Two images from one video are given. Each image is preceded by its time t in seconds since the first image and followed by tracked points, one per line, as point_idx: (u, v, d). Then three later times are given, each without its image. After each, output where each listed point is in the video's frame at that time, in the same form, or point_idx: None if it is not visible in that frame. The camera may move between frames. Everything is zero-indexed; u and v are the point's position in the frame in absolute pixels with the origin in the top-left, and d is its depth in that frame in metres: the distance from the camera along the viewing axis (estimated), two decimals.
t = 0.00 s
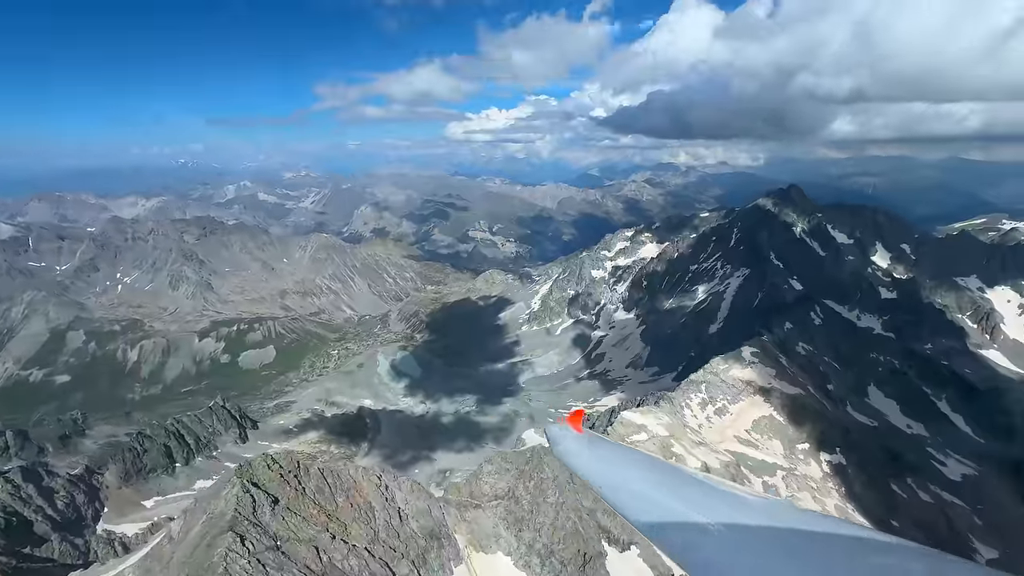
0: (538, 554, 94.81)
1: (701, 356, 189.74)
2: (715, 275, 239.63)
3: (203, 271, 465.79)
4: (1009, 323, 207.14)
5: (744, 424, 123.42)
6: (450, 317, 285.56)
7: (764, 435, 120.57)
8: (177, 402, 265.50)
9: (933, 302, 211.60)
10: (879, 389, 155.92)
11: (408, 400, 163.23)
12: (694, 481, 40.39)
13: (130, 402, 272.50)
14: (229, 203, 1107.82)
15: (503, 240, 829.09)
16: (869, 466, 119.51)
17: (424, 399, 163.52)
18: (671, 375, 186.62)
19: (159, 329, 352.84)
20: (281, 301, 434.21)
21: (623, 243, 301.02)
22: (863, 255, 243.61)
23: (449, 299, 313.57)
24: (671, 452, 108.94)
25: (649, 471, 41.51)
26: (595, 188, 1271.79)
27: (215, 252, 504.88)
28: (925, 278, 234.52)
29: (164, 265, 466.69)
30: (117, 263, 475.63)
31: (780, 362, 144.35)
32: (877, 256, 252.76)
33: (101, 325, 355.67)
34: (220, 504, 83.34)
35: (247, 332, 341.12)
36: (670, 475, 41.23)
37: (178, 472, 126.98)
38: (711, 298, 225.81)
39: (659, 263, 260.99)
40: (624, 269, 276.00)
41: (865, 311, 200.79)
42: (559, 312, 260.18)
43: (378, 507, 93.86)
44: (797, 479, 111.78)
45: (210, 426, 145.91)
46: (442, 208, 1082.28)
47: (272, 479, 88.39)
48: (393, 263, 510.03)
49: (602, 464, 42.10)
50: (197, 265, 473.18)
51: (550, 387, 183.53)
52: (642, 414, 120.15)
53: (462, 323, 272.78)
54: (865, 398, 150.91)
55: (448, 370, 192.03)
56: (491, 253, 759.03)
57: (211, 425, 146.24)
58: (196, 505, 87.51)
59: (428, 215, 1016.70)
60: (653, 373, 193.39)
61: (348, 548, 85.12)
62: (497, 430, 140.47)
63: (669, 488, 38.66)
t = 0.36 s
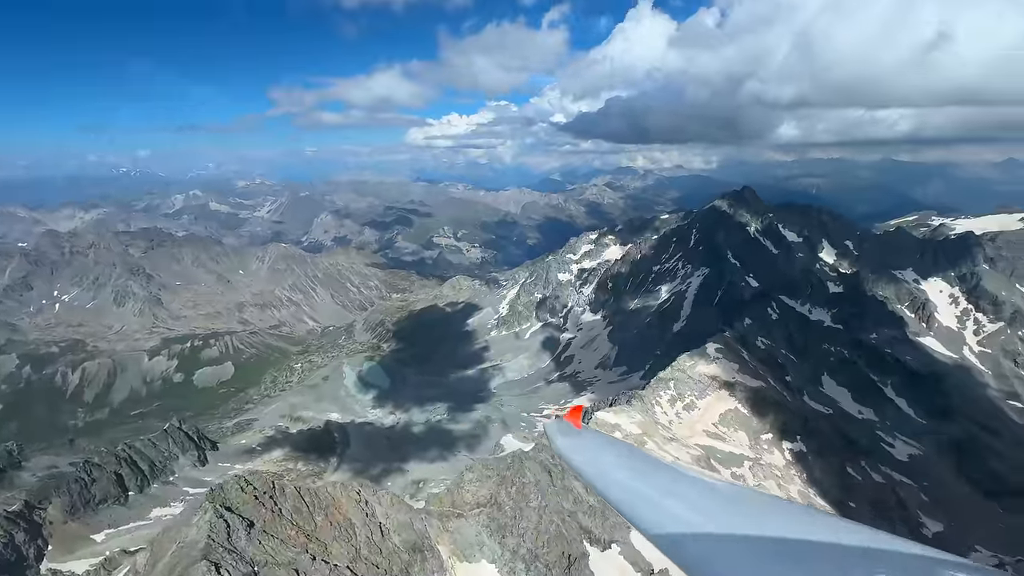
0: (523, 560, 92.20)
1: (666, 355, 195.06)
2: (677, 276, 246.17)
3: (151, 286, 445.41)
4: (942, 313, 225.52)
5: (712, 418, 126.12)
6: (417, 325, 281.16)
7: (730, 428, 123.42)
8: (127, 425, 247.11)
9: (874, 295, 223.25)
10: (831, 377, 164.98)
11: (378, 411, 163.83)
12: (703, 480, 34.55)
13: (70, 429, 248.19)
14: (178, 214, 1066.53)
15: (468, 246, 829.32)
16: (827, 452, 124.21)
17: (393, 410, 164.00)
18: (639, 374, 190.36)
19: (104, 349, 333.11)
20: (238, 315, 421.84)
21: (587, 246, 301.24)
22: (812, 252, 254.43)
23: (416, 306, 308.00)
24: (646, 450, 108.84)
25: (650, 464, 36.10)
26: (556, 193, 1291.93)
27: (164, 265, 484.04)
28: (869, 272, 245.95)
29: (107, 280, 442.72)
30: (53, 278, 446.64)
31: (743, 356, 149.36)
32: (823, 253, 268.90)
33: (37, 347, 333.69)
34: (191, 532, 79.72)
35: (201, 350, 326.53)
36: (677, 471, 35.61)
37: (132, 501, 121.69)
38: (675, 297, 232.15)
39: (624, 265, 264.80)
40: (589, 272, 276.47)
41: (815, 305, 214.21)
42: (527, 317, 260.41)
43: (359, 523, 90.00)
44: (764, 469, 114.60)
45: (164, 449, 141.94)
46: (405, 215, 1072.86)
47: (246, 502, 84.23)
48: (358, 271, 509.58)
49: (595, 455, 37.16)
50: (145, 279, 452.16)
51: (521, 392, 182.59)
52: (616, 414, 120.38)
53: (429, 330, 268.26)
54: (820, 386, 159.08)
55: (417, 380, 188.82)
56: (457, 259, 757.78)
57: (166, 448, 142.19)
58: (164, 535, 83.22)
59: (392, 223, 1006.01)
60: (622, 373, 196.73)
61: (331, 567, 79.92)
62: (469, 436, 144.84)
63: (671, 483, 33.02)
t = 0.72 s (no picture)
0: (512, 567, 90.81)
1: (638, 354, 197.79)
2: (646, 276, 250.25)
3: (100, 303, 425.06)
4: (891, 306, 248.55)
5: (685, 415, 128.30)
6: (388, 333, 276.57)
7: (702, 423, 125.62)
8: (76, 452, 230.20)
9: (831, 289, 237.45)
10: (794, 370, 171.40)
11: (350, 424, 165.31)
12: (694, 489, 33.81)
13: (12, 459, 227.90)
14: (128, 226, 1028.76)
15: (438, 254, 842.64)
16: (793, 442, 127.91)
17: (366, 421, 166.18)
18: (612, 375, 192.31)
19: (48, 372, 313.91)
20: (198, 330, 406.44)
21: (557, 251, 302.93)
22: (772, 251, 263.06)
23: (386, 315, 303.34)
24: (625, 450, 108.86)
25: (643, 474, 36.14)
26: (520, 200, 1326.31)
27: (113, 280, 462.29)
28: (823, 269, 258.04)
29: (52, 296, 419.11)
30: None
31: (712, 354, 153.43)
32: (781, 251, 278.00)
33: None
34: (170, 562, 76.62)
35: (159, 368, 308.51)
36: (672, 483, 34.68)
37: (86, 532, 113.73)
38: (644, 298, 235.92)
39: (593, 267, 267.38)
40: (560, 275, 278.10)
41: (776, 301, 222.15)
42: (500, 321, 258.57)
43: (344, 540, 87.05)
44: (737, 461, 116.74)
45: (122, 475, 136.78)
46: (370, 223, 1072.20)
47: (226, 527, 81.27)
48: (324, 282, 513.10)
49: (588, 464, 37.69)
50: (94, 296, 431.39)
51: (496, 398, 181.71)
52: (595, 415, 120.21)
53: (400, 339, 264.26)
54: (784, 379, 164.92)
55: (388, 391, 191.26)
56: (426, 266, 764.43)
57: (124, 474, 137.08)
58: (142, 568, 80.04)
59: (357, 233, 1004.11)
60: (596, 374, 198.79)
61: None
62: (446, 444, 148.09)
63: (661, 494, 32.44)
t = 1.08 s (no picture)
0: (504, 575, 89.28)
1: (613, 356, 200.88)
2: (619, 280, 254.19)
3: (51, 323, 404.46)
4: (849, 301, 262.99)
5: (664, 415, 130.92)
6: (363, 343, 272.88)
7: (681, 422, 128.08)
8: (26, 482, 215.20)
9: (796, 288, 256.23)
10: (763, 366, 176.52)
11: (324, 439, 164.80)
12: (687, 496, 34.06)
13: None
14: (78, 240, 984.56)
15: (409, 262, 840.95)
16: (765, 437, 131.79)
17: (341, 436, 165.41)
18: (590, 378, 194.22)
19: None
20: (159, 348, 390.60)
21: (531, 256, 303.67)
22: (738, 252, 270.76)
23: (360, 326, 299.42)
24: (607, 452, 109.99)
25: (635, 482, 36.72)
26: (488, 206, 1339.95)
27: (64, 298, 440.80)
28: (786, 267, 268.40)
29: None
30: None
31: (687, 353, 157.28)
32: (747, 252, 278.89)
33: None
34: None
35: (116, 390, 291.49)
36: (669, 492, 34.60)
37: (43, 570, 107.91)
38: (618, 301, 239.56)
39: (567, 272, 269.71)
40: (534, 281, 279.52)
41: (744, 299, 228.89)
42: (476, 328, 258.03)
43: (332, 558, 84.38)
44: (715, 457, 119.65)
45: (80, 506, 130.15)
46: (337, 233, 1059.90)
47: (206, 553, 78.15)
48: (293, 294, 504.24)
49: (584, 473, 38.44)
50: (44, 315, 410.21)
51: (474, 406, 181.09)
52: (578, 418, 121.43)
53: (375, 349, 260.94)
54: (755, 375, 170.28)
55: (363, 405, 190.49)
56: (398, 275, 760.63)
57: (82, 504, 130.68)
58: None
59: (324, 243, 992.29)
60: (573, 378, 200.68)
61: None
62: (425, 455, 148.08)
63: (656, 507, 32.46)
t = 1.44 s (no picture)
0: None
1: (591, 361, 203.01)
2: (594, 285, 255.88)
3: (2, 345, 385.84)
4: (813, 299, 274.05)
5: (644, 417, 133.00)
6: (338, 357, 269.30)
7: (661, 423, 130.22)
8: None
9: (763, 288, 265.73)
10: (737, 365, 181.49)
11: (300, 456, 162.33)
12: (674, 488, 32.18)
13: None
14: (31, 255, 946.00)
15: (382, 273, 839.77)
16: (742, 435, 135.36)
17: (318, 453, 163.07)
18: (569, 384, 195.18)
19: None
20: (120, 368, 376.08)
21: (507, 263, 301.85)
22: (708, 256, 277.17)
23: (334, 339, 295.74)
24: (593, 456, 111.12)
25: (642, 487, 34.12)
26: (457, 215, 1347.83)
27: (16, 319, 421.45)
28: (753, 269, 277.05)
29: None
30: None
31: (665, 356, 160.37)
32: (716, 253, 287.52)
33: None
34: None
35: (74, 414, 277.66)
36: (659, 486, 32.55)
37: None
38: (595, 306, 240.87)
39: (543, 278, 270.78)
40: (511, 288, 279.31)
41: (716, 302, 234.48)
42: (453, 337, 257.14)
43: None
44: (695, 457, 122.17)
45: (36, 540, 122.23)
46: (305, 246, 1044.58)
47: None
48: (262, 308, 491.95)
49: (589, 477, 36.05)
50: None
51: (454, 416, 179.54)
52: (561, 424, 123.21)
53: (350, 363, 257.87)
54: (729, 375, 174.75)
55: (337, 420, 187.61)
56: (372, 286, 760.17)
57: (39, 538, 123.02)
58: None
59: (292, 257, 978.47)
60: (553, 384, 200.93)
61: None
62: (405, 469, 146.61)
63: (648, 503, 30.18)
